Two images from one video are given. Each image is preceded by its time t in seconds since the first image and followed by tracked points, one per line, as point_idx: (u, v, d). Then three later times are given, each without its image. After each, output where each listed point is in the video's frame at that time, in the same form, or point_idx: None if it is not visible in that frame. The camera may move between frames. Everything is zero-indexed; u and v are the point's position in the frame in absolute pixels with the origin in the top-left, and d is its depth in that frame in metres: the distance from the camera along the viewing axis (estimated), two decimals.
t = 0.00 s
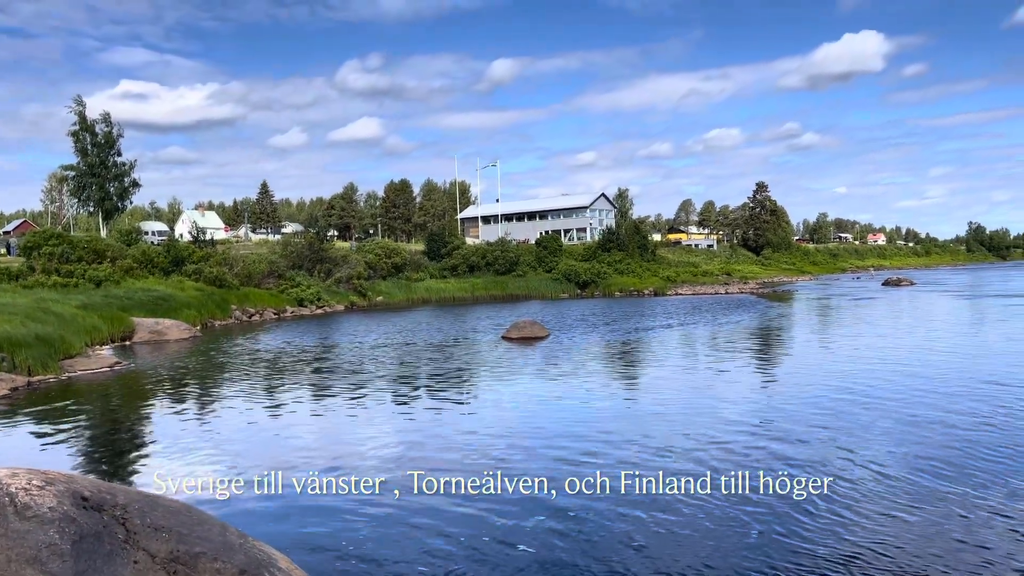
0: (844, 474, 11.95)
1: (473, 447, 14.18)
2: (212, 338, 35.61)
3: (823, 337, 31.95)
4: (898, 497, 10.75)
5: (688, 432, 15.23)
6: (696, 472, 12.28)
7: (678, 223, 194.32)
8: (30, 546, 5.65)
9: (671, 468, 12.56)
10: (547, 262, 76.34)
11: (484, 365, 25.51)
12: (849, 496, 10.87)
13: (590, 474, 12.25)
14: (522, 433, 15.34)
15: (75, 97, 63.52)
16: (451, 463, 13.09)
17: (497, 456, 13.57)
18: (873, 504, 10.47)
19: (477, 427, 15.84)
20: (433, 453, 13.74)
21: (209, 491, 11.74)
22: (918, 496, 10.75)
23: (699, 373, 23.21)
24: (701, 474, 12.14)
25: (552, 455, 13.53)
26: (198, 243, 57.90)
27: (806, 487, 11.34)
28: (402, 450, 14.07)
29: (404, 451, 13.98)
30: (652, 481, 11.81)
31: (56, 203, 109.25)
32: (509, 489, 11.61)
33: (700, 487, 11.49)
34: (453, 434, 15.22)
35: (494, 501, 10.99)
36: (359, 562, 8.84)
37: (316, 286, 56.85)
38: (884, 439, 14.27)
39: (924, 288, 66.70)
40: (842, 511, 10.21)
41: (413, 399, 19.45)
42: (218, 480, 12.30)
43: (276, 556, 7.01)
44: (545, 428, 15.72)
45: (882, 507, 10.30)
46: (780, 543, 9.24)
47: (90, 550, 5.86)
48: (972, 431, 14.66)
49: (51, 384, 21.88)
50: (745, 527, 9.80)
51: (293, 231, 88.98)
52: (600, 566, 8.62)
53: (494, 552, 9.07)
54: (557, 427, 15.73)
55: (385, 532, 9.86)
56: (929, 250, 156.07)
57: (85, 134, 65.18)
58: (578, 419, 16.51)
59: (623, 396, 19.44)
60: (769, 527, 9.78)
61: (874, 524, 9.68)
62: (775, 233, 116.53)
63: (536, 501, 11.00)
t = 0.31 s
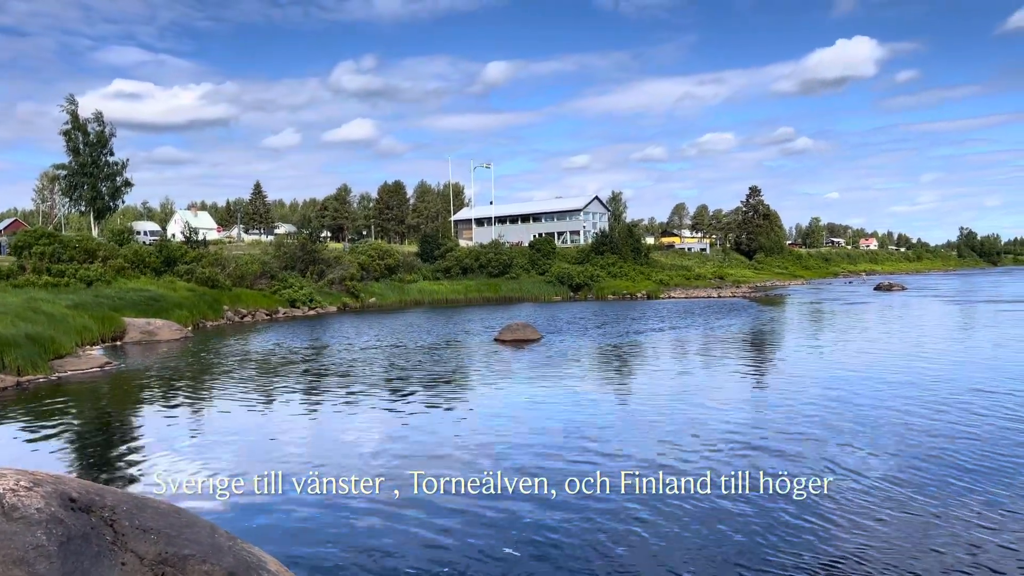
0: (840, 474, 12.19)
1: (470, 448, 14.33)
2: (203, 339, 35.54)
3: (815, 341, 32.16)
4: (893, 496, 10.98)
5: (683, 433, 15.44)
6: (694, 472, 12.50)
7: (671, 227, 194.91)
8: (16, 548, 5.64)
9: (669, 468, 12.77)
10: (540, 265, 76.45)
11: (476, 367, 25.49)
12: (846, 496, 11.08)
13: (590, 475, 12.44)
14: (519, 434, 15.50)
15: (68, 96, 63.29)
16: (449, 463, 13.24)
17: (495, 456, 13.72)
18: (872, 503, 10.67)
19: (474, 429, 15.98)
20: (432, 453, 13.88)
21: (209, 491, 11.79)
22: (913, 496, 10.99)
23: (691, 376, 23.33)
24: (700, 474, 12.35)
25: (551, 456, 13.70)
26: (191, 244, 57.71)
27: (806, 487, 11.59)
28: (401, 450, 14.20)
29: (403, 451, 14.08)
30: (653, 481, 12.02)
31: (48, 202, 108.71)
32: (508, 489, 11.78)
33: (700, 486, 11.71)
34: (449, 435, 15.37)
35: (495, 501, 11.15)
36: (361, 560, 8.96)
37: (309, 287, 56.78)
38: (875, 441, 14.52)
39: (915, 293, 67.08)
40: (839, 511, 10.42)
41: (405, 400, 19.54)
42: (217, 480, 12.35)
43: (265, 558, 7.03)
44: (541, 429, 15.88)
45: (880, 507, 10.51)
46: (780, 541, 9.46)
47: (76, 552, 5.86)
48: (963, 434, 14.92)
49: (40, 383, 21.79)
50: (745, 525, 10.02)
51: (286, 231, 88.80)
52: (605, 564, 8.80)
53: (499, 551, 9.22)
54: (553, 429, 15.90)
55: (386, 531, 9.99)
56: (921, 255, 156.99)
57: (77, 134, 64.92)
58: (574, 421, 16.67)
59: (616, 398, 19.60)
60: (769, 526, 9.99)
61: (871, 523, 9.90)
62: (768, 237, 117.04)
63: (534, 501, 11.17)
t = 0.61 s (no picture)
0: (837, 475, 12.32)
1: (469, 448, 14.39)
2: (196, 339, 35.45)
3: (808, 344, 32.34)
4: (890, 497, 11.12)
5: (680, 434, 15.56)
6: (693, 472, 12.61)
7: (665, 228, 195.28)
8: (7, 548, 5.64)
9: (667, 469, 12.88)
10: (535, 266, 76.55)
11: (470, 368, 25.48)
12: (842, 496, 11.21)
13: (590, 475, 12.54)
14: (517, 434, 15.58)
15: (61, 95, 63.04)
16: (447, 463, 13.30)
17: (495, 456, 13.80)
18: (869, 504, 10.80)
19: (471, 429, 16.05)
20: (431, 454, 13.95)
21: (209, 491, 11.83)
22: (909, 497, 11.12)
23: (686, 378, 23.43)
24: (699, 474, 12.46)
25: (550, 456, 13.79)
26: (184, 243, 57.52)
27: (806, 488, 11.71)
28: (399, 450, 14.26)
29: (402, 451, 14.15)
30: (652, 481, 12.13)
31: (40, 201, 108.18)
32: (509, 489, 11.86)
33: (699, 486, 11.82)
34: (446, 436, 15.42)
35: (495, 500, 11.24)
36: (363, 560, 9.01)
37: (303, 287, 56.71)
38: (870, 443, 14.66)
39: (907, 296, 67.45)
40: (837, 511, 10.55)
41: (399, 400, 19.57)
42: (217, 480, 12.37)
43: (258, 560, 7.06)
44: (539, 430, 15.97)
45: (876, 507, 10.64)
46: (780, 540, 9.58)
47: (67, 551, 5.86)
48: (958, 435, 15.11)
49: (32, 383, 21.67)
50: (745, 525, 10.14)
51: (280, 232, 88.64)
52: (607, 563, 8.90)
53: (500, 550, 9.30)
54: (551, 429, 15.99)
55: (387, 530, 10.05)
56: (913, 257, 157.78)
57: (69, 133, 64.69)
58: (571, 422, 16.76)
59: (610, 400, 19.70)
60: (769, 525, 10.10)
61: (869, 523, 10.02)
62: (761, 239, 117.48)
63: (534, 501, 11.25)
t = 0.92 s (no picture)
0: (836, 475, 12.38)
1: (468, 448, 14.43)
2: (191, 339, 35.40)
3: (803, 344, 32.49)
4: (889, 497, 11.18)
5: (679, 434, 15.61)
6: (693, 472, 12.65)
7: (660, 229, 195.74)
8: None
9: (667, 469, 12.93)
10: (530, 267, 76.65)
11: (465, 368, 25.46)
12: (841, 497, 11.26)
13: (589, 475, 12.57)
14: (516, 434, 15.61)
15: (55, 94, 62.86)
16: (446, 463, 13.33)
17: (494, 456, 13.84)
18: (868, 504, 10.86)
19: (470, 429, 16.09)
20: (431, 454, 13.98)
21: (208, 491, 11.83)
22: (908, 497, 11.20)
23: (681, 378, 23.50)
24: (699, 474, 12.50)
25: (549, 456, 13.83)
26: (178, 243, 57.40)
27: (806, 488, 11.79)
28: (398, 450, 14.28)
29: (401, 451, 14.17)
30: (653, 481, 12.17)
31: (33, 201, 107.79)
32: (509, 488, 11.91)
33: (699, 487, 11.86)
34: (444, 436, 15.46)
35: (496, 500, 11.28)
36: (365, 560, 9.05)
37: (298, 287, 56.67)
38: (866, 442, 14.76)
39: (901, 296, 67.77)
40: (837, 511, 10.60)
41: (394, 400, 19.63)
42: (216, 480, 12.40)
43: (251, 560, 7.07)
44: (538, 430, 16.00)
45: (875, 508, 10.70)
46: (781, 540, 9.62)
47: (60, 553, 5.84)
48: (954, 435, 15.20)
49: (25, 384, 21.59)
50: (746, 524, 10.18)
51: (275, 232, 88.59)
52: (611, 562, 8.93)
53: (503, 550, 9.33)
54: (550, 429, 16.03)
55: (388, 530, 10.08)
56: (907, 258, 158.52)
57: (63, 132, 64.58)
58: (569, 422, 16.80)
59: (604, 400, 19.80)
60: (769, 525, 10.15)
61: (868, 523, 10.07)
62: (755, 240, 117.89)
63: (535, 500, 11.30)
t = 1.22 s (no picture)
0: (835, 476, 12.43)
1: (466, 449, 14.45)
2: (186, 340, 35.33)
3: (799, 344, 32.58)
4: (888, 497, 11.22)
5: (676, 434, 15.65)
6: (692, 472, 12.69)
7: (656, 228, 196.25)
8: None
9: (667, 468, 12.98)
10: (525, 267, 76.66)
11: (461, 369, 25.46)
12: (841, 497, 11.31)
13: (589, 475, 12.61)
14: (514, 434, 15.65)
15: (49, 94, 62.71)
16: (445, 463, 13.38)
17: (493, 457, 13.86)
18: (866, 504, 10.91)
19: (467, 430, 16.11)
20: (429, 454, 14.01)
21: (208, 491, 11.90)
22: (908, 497, 11.24)
23: (677, 378, 23.51)
24: (698, 474, 12.55)
25: (548, 456, 13.87)
26: (173, 243, 57.33)
27: (805, 488, 11.86)
28: (396, 450, 14.31)
29: (400, 452, 14.17)
30: (653, 481, 12.21)
31: (27, 201, 107.36)
32: (509, 489, 11.95)
33: (699, 486, 11.92)
34: (442, 436, 15.52)
35: (496, 501, 11.31)
36: (366, 560, 9.08)
37: (293, 288, 56.59)
38: (864, 442, 14.82)
39: (896, 296, 67.97)
40: (837, 511, 10.64)
41: (390, 400, 19.70)
42: (216, 479, 12.47)
43: (245, 561, 7.09)
44: (536, 430, 16.02)
45: (874, 508, 10.74)
46: (782, 540, 9.64)
47: (54, 555, 5.83)
48: (952, 435, 15.28)
49: (19, 385, 21.52)
50: (747, 524, 10.21)
51: (271, 232, 88.43)
52: (614, 562, 8.95)
53: (504, 550, 9.35)
54: (547, 429, 16.06)
55: (389, 530, 10.13)
56: (902, 257, 159.03)
57: (58, 133, 64.45)
58: (566, 422, 16.83)
59: (600, 399, 19.87)
60: (770, 525, 10.17)
61: (867, 524, 10.10)
62: (750, 240, 118.13)
63: (535, 500, 11.35)
